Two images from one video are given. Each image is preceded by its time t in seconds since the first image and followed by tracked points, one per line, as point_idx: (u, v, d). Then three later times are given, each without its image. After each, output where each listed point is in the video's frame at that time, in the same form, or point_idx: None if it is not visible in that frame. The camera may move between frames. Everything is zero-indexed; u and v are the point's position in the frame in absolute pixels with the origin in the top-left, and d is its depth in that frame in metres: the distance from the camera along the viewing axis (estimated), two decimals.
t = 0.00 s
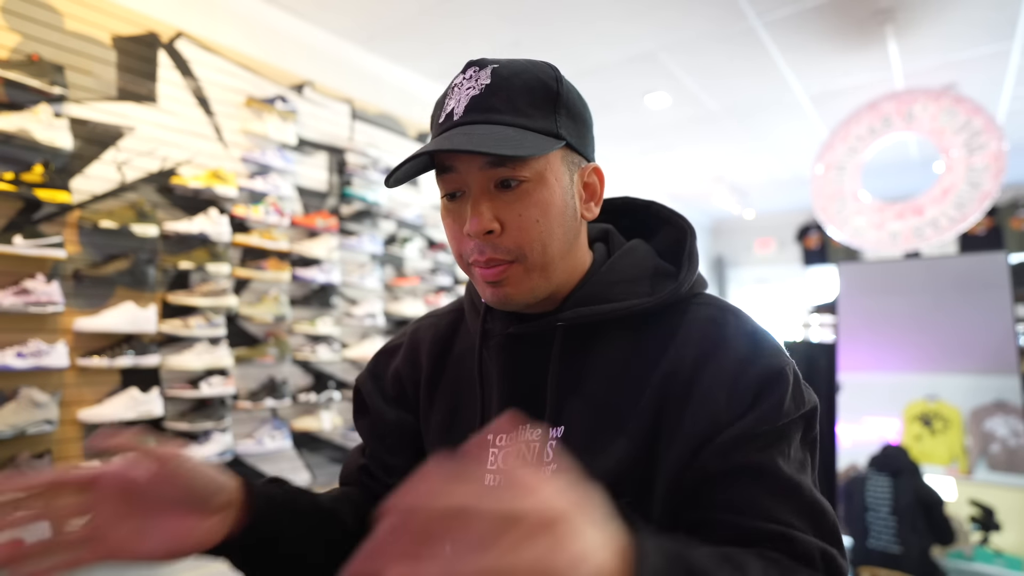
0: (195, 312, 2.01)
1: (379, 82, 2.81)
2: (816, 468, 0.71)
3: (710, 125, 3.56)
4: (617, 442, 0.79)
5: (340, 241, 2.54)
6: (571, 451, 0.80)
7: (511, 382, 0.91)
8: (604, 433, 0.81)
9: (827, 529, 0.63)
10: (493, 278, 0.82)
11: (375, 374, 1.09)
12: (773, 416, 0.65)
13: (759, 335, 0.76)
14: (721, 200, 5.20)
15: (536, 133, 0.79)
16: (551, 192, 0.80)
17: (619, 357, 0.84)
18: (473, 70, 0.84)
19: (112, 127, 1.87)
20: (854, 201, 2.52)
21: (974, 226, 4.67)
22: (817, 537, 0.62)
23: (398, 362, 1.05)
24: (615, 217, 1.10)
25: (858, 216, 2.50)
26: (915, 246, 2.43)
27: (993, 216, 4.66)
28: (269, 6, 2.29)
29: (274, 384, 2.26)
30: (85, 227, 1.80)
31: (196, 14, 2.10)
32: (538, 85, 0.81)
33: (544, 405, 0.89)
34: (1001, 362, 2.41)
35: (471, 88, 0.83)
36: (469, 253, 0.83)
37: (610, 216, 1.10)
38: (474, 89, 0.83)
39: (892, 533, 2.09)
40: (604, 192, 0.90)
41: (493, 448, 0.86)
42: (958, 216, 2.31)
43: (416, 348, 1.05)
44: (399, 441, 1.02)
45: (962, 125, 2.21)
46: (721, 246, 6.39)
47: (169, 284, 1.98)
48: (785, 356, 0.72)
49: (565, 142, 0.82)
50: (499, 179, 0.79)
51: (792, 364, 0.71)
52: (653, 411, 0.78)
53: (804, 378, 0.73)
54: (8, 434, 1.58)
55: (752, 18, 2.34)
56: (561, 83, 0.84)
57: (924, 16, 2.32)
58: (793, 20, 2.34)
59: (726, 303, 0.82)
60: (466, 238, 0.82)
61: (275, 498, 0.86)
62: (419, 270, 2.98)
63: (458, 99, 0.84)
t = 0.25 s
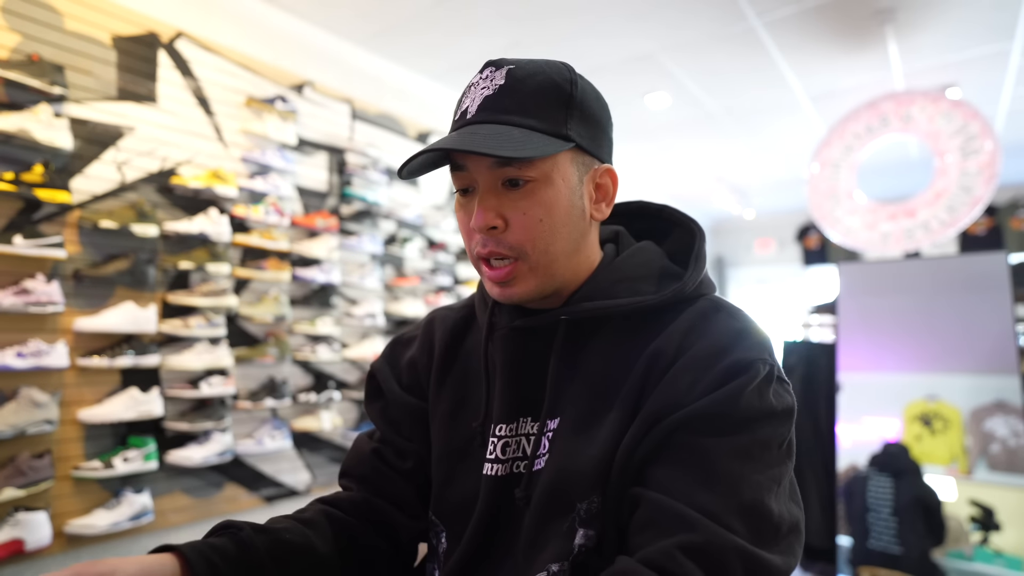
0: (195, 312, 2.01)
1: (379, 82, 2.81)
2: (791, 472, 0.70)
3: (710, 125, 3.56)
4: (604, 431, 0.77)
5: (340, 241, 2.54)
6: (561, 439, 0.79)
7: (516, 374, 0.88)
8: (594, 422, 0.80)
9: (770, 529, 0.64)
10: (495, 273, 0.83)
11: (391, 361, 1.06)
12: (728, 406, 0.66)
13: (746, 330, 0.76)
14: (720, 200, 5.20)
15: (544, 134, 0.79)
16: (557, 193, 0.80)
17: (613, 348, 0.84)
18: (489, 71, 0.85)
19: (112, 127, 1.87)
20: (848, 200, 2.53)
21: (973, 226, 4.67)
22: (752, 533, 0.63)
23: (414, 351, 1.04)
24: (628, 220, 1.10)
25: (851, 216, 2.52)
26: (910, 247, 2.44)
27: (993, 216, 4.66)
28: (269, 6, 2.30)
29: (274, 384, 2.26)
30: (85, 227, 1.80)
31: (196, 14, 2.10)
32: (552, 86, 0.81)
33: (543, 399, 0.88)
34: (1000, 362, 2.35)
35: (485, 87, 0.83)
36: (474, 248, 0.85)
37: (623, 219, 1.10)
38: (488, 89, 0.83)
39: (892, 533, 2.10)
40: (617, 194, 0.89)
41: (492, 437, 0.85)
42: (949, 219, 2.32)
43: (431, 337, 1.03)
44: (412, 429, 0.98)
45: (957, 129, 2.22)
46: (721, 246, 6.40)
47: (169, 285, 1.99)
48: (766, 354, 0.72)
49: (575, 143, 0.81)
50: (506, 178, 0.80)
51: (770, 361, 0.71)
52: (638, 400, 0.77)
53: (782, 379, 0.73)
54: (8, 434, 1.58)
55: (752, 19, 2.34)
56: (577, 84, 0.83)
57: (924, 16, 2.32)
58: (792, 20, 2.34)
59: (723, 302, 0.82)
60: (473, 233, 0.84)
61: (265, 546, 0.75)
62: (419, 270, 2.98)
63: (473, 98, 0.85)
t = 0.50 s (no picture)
0: (195, 312, 2.01)
1: (379, 82, 2.81)
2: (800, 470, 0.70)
3: (710, 125, 3.56)
4: (611, 429, 0.77)
5: (340, 241, 2.54)
6: (569, 439, 0.79)
7: (519, 372, 0.88)
8: (601, 420, 0.80)
9: (785, 529, 0.64)
10: (492, 269, 0.84)
11: (392, 359, 1.06)
12: (740, 406, 0.66)
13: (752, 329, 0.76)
14: (720, 200, 5.20)
15: (540, 133, 0.79)
16: (553, 190, 0.80)
17: (618, 347, 0.84)
18: (490, 70, 0.85)
19: (112, 127, 1.87)
20: (846, 199, 2.53)
21: (973, 226, 4.67)
22: (767, 533, 0.63)
23: (415, 349, 1.04)
24: (632, 221, 1.10)
25: (848, 216, 2.52)
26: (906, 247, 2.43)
27: (993, 216, 4.66)
28: (269, 6, 2.30)
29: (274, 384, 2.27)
30: (85, 227, 1.80)
31: (196, 14, 2.10)
32: (550, 83, 0.81)
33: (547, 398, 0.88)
34: (1000, 362, 2.35)
35: (484, 86, 0.84)
36: (472, 244, 0.85)
37: (626, 219, 1.11)
38: (487, 88, 0.84)
39: (892, 534, 2.10)
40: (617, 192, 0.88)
41: (495, 435, 0.85)
42: (946, 220, 2.32)
43: (433, 336, 1.03)
44: (412, 428, 0.99)
45: (955, 130, 2.22)
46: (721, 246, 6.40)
47: (169, 285, 1.99)
48: (773, 353, 0.72)
49: (571, 141, 0.81)
50: (502, 175, 0.80)
51: (779, 361, 0.72)
52: (646, 399, 0.77)
53: (790, 379, 0.73)
54: (8, 434, 1.58)
55: (752, 18, 2.34)
56: (576, 82, 0.83)
57: (924, 16, 2.32)
58: (792, 20, 2.35)
59: (727, 301, 0.83)
60: (470, 229, 0.85)
61: (283, 532, 0.77)
62: (419, 270, 2.99)
63: (472, 97, 0.86)
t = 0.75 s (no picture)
0: (195, 311, 2.01)
1: (379, 82, 2.81)
2: (813, 471, 0.72)
3: (710, 125, 3.56)
4: (614, 431, 0.78)
5: (340, 241, 2.54)
6: (571, 441, 0.79)
7: (519, 373, 0.88)
8: (604, 422, 0.80)
9: (803, 535, 0.65)
10: (486, 264, 0.84)
11: (392, 363, 1.07)
12: (752, 413, 0.67)
13: (757, 331, 0.77)
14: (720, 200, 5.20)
15: (531, 127, 0.80)
16: (546, 185, 0.81)
17: (618, 348, 0.84)
18: (485, 68, 0.86)
19: (112, 127, 1.87)
20: (848, 200, 2.53)
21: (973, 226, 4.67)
22: (785, 540, 0.64)
23: (415, 352, 1.04)
24: (633, 220, 1.10)
25: (850, 216, 2.52)
26: (906, 248, 2.40)
27: (992, 216, 4.66)
28: (269, 6, 2.30)
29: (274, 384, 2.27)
30: (86, 227, 1.80)
31: (196, 14, 2.10)
32: (543, 78, 0.81)
33: (547, 398, 0.88)
34: (999, 362, 2.35)
35: (479, 83, 0.85)
36: (467, 239, 0.86)
37: (627, 218, 1.11)
38: (482, 85, 0.84)
39: (892, 534, 2.10)
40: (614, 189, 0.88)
41: (495, 436, 0.86)
42: (950, 220, 2.30)
43: (432, 337, 1.03)
44: (410, 430, 0.99)
45: (957, 129, 2.22)
46: (721, 246, 6.41)
47: (169, 285, 1.99)
48: (779, 355, 0.73)
49: (565, 137, 0.81)
50: (495, 170, 0.81)
51: (785, 363, 0.72)
52: (651, 402, 0.78)
53: (798, 379, 0.73)
54: (8, 434, 1.58)
55: (752, 19, 2.34)
56: (571, 77, 0.83)
57: (924, 16, 2.32)
58: (792, 20, 2.35)
59: (727, 301, 0.83)
60: (466, 225, 0.86)
61: (327, 516, 0.86)
62: (419, 270, 2.99)
63: (468, 95, 0.87)
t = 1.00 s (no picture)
0: (195, 312, 2.01)
1: (379, 82, 2.81)
2: (821, 470, 0.72)
3: (710, 125, 3.56)
4: (617, 430, 0.77)
5: (340, 241, 2.54)
6: (574, 438, 0.79)
7: (519, 370, 0.88)
8: (607, 420, 0.80)
9: (816, 534, 0.65)
10: (486, 260, 0.85)
11: (389, 363, 1.07)
12: (762, 413, 0.67)
13: (760, 329, 0.77)
14: (720, 199, 5.20)
15: (530, 123, 0.80)
16: (544, 180, 0.81)
17: (620, 346, 0.84)
18: (486, 65, 0.86)
19: (112, 127, 1.87)
20: (855, 201, 2.53)
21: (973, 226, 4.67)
22: (798, 539, 0.64)
23: (413, 351, 1.04)
24: (634, 219, 1.10)
25: (858, 217, 2.51)
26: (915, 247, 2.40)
27: (992, 216, 4.66)
28: (269, 6, 2.30)
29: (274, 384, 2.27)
30: (86, 227, 1.80)
31: (196, 14, 2.11)
32: (542, 74, 0.81)
33: (546, 395, 0.88)
34: (999, 362, 2.35)
35: (479, 80, 0.85)
36: (467, 236, 0.87)
37: (628, 218, 1.11)
38: (481, 82, 0.84)
39: (892, 533, 2.10)
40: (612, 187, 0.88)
41: (493, 432, 0.85)
42: (958, 217, 2.28)
43: (430, 336, 1.04)
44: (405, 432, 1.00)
45: (960, 126, 2.21)
46: (721, 246, 6.41)
47: (169, 285, 1.99)
48: (784, 353, 0.73)
49: (562, 132, 0.81)
50: (494, 166, 0.82)
51: (791, 361, 0.72)
52: (656, 401, 0.78)
53: (804, 376, 0.73)
54: (8, 434, 1.58)
55: (752, 18, 2.34)
56: (568, 74, 0.83)
57: (924, 16, 2.32)
58: (792, 20, 2.35)
59: (729, 299, 0.83)
60: (466, 220, 0.86)
61: (339, 512, 0.90)
62: (419, 270, 2.99)
63: (469, 91, 0.87)
